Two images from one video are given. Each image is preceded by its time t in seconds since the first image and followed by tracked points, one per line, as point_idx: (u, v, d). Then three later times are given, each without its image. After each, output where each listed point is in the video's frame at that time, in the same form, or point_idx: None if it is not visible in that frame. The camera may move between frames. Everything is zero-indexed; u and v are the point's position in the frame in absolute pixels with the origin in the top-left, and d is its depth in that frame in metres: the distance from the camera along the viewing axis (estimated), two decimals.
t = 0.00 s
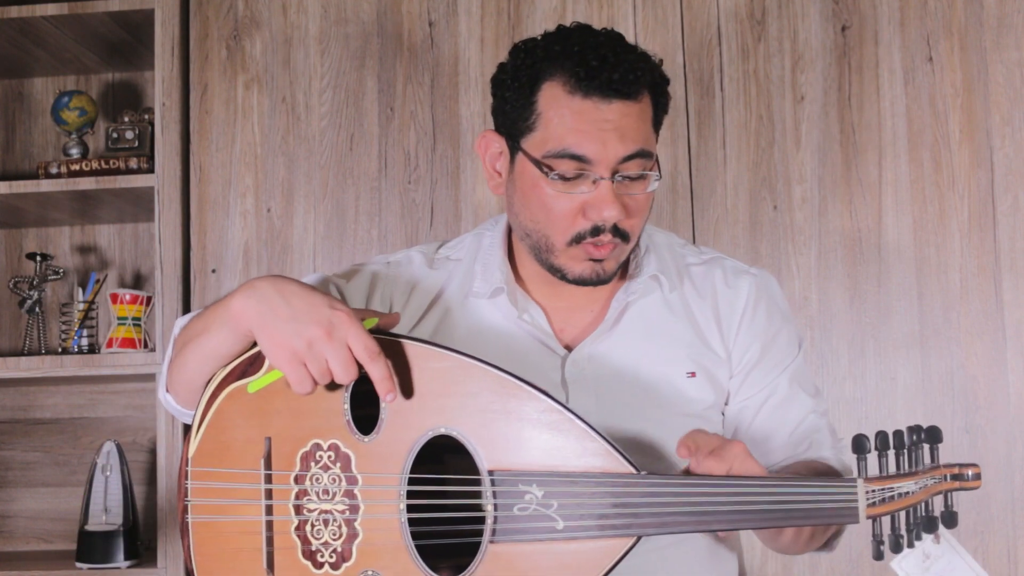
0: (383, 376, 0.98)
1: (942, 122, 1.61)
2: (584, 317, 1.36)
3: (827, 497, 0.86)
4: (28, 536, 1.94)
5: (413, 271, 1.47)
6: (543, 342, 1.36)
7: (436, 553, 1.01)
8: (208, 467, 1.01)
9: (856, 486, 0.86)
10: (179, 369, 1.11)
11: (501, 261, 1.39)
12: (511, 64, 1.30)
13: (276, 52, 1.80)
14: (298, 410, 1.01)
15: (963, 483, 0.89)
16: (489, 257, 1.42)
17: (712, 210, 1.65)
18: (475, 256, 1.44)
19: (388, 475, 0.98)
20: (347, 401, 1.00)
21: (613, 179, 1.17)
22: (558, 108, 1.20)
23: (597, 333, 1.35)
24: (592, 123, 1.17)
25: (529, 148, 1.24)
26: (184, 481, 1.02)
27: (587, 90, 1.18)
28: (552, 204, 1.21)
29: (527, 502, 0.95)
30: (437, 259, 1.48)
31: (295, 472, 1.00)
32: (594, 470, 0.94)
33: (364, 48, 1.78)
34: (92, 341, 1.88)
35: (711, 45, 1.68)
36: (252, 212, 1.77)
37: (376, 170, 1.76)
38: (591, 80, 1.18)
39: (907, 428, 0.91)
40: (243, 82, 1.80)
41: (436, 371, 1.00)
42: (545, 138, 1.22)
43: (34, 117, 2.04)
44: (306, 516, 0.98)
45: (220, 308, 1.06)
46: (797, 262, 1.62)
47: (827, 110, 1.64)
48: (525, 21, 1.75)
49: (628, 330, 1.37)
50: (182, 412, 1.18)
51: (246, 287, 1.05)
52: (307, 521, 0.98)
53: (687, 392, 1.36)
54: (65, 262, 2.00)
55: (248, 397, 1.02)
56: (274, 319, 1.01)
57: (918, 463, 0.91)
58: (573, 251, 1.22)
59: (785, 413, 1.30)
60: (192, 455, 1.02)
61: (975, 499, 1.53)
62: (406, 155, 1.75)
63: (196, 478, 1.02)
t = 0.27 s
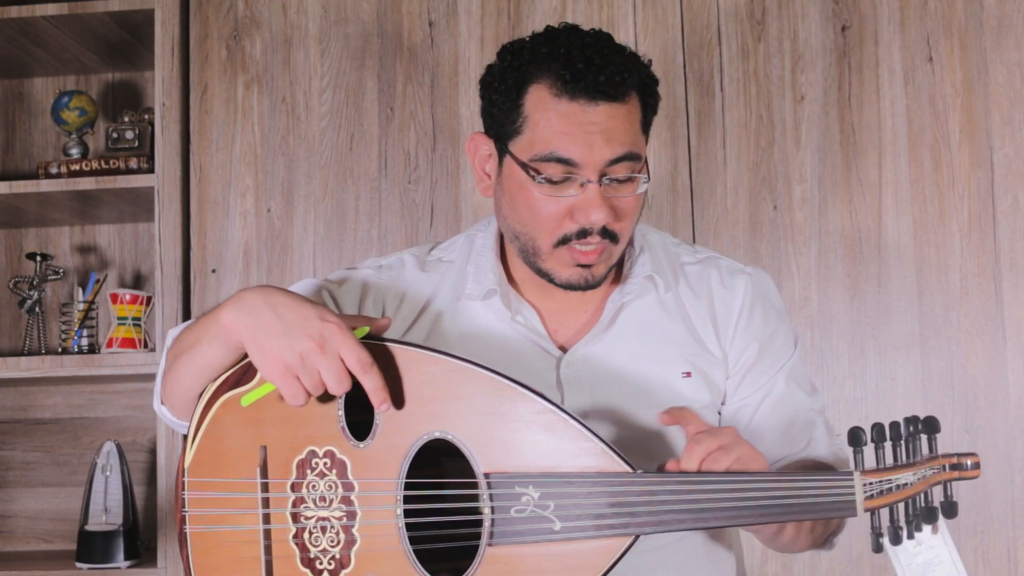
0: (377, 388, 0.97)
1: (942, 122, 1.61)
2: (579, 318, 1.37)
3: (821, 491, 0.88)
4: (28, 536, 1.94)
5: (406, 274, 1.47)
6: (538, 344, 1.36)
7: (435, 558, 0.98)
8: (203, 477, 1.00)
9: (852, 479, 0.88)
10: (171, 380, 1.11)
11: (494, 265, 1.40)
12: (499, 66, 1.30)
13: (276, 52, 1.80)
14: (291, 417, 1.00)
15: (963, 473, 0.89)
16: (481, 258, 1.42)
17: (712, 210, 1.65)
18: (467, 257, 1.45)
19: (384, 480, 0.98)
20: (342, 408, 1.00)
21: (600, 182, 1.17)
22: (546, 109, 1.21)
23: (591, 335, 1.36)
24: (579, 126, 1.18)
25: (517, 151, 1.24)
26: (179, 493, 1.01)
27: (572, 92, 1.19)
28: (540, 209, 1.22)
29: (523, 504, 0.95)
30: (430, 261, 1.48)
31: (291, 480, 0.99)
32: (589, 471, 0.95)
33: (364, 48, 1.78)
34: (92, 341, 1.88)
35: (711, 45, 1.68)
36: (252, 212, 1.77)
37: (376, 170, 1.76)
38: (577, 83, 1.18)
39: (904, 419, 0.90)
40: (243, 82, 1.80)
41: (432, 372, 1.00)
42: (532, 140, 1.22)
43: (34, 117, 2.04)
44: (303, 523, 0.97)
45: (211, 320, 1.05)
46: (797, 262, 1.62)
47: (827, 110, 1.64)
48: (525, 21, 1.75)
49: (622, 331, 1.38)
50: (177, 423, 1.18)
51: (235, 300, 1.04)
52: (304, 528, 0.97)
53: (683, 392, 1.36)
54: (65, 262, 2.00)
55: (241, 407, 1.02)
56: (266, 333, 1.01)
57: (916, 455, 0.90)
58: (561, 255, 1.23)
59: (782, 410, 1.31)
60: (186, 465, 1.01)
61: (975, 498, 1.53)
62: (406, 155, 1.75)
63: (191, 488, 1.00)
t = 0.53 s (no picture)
0: (372, 391, 0.98)
1: (942, 122, 1.61)
2: (572, 318, 1.37)
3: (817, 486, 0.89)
4: (28, 536, 1.94)
5: (401, 275, 1.47)
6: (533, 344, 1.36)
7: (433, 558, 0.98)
8: (201, 478, 1.00)
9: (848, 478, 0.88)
10: (168, 383, 1.12)
11: (489, 267, 1.40)
12: (490, 67, 1.31)
13: (276, 52, 1.80)
14: (287, 418, 1.00)
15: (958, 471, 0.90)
16: (476, 259, 1.42)
17: (712, 210, 1.65)
18: (463, 257, 1.44)
19: (381, 481, 0.98)
20: (338, 408, 0.99)
21: (591, 182, 1.19)
22: (536, 109, 1.21)
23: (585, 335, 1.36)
24: (569, 125, 1.19)
25: (507, 151, 1.25)
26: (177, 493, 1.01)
27: (562, 92, 1.20)
28: (530, 209, 1.23)
29: (519, 505, 0.95)
30: (425, 261, 1.48)
31: (288, 482, 0.99)
32: (585, 471, 0.95)
33: (364, 48, 1.78)
34: (92, 341, 1.88)
35: (711, 45, 1.68)
36: (252, 212, 1.77)
37: (376, 170, 1.76)
38: (567, 82, 1.19)
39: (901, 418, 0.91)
40: (243, 82, 1.80)
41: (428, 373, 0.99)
42: (522, 141, 1.23)
43: (34, 117, 2.04)
44: (300, 525, 0.97)
45: (208, 323, 1.06)
46: (797, 262, 1.62)
47: (827, 110, 1.64)
48: (525, 21, 1.75)
49: (618, 329, 1.37)
50: (175, 425, 1.18)
51: (231, 303, 1.05)
52: (302, 529, 0.97)
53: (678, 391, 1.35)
54: (65, 262, 2.00)
55: (237, 409, 1.01)
56: (262, 336, 1.02)
57: (911, 453, 0.92)
58: (553, 254, 1.26)
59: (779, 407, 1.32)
60: (183, 467, 1.00)
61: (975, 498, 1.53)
62: (406, 155, 1.75)
63: (189, 490, 1.00)
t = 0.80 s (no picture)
0: (369, 392, 0.97)
1: (942, 123, 1.61)
2: (571, 312, 1.36)
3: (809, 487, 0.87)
4: (28, 536, 1.94)
5: (402, 273, 1.47)
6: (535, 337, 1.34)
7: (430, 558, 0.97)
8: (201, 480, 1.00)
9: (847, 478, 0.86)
10: (167, 385, 1.12)
11: (489, 261, 1.38)
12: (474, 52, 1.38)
13: (276, 52, 1.80)
14: (287, 420, 1.00)
15: (965, 467, 0.85)
16: (478, 255, 1.41)
17: (712, 209, 1.65)
18: (464, 255, 1.44)
19: (380, 483, 0.97)
20: (336, 411, 1.00)
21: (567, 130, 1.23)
22: (516, 71, 1.26)
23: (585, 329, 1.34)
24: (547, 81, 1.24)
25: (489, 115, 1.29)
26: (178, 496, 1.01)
27: (539, 49, 1.25)
28: (508, 164, 1.24)
29: (518, 507, 0.95)
30: (427, 259, 1.48)
31: (288, 484, 0.99)
32: (585, 473, 0.94)
33: (364, 48, 1.78)
34: (92, 341, 1.88)
35: (711, 45, 1.68)
36: (252, 212, 1.77)
37: (376, 169, 1.76)
38: (541, 40, 1.25)
39: (903, 415, 0.87)
40: (243, 82, 1.79)
41: (428, 373, 0.99)
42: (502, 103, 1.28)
43: (34, 117, 2.04)
44: (300, 527, 0.97)
45: (205, 324, 1.06)
46: (797, 262, 1.62)
47: (827, 110, 1.64)
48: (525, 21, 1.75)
49: (616, 326, 1.35)
50: (176, 428, 1.18)
51: (228, 305, 1.06)
52: (302, 531, 0.97)
53: (680, 387, 1.34)
54: (65, 262, 2.00)
55: (236, 412, 1.01)
56: (258, 338, 1.02)
57: (916, 450, 0.87)
58: (532, 213, 1.24)
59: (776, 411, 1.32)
60: (184, 469, 1.01)
61: (975, 498, 1.53)
62: (406, 155, 1.75)
63: (190, 492, 1.00)
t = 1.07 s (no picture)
0: (374, 389, 0.97)
1: (942, 123, 1.61)
2: (574, 307, 1.37)
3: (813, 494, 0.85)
4: (28, 536, 1.94)
5: (410, 269, 1.46)
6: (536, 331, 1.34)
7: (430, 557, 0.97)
8: (206, 475, 1.00)
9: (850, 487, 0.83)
10: (176, 383, 1.12)
11: (495, 254, 1.38)
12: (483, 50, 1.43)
13: (276, 52, 1.80)
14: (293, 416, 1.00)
15: (971, 477, 0.82)
16: (484, 250, 1.41)
17: (712, 209, 1.65)
18: (471, 251, 1.44)
19: (383, 481, 0.98)
20: (340, 409, 1.00)
21: (564, 112, 1.26)
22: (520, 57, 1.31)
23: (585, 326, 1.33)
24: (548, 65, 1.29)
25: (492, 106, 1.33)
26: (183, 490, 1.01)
27: (541, 35, 1.30)
28: (506, 145, 1.25)
29: (519, 509, 0.94)
30: (435, 255, 1.48)
31: (292, 481, 0.99)
32: (586, 476, 0.93)
33: (364, 48, 1.78)
34: (92, 341, 1.88)
35: (711, 45, 1.68)
36: (252, 212, 1.77)
37: (376, 169, 1.76)
38: (543, 26, 1.30)
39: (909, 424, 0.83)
40: (243, 82, 1.80)
41: (429, 372, 1.00)
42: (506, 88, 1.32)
43: (34, 117, 2.04)
44: (304, 524, 0.97)
45: (213, 321, 1.06)
46: (797, 262, 1.62)
47: (828, 110, 1.64)
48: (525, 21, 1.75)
49: (615, 322, 1.35)
50: (182, 425, 1.19)
51: (234, 302, 1.05)
52: (304, 528, 0.97)
53: (678, 386, 1.32)
54: (65, 262, 2.00)
55: (242, 409, 1.01)
56: (264, 335, 1.01)
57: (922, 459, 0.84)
58: (530, 193, 1.23)
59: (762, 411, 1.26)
60: (189, 464, 1.00)
61: (975, 499, 1.53)
62: (406, 155, 1.75)
63: (194, 488, 1.00)
